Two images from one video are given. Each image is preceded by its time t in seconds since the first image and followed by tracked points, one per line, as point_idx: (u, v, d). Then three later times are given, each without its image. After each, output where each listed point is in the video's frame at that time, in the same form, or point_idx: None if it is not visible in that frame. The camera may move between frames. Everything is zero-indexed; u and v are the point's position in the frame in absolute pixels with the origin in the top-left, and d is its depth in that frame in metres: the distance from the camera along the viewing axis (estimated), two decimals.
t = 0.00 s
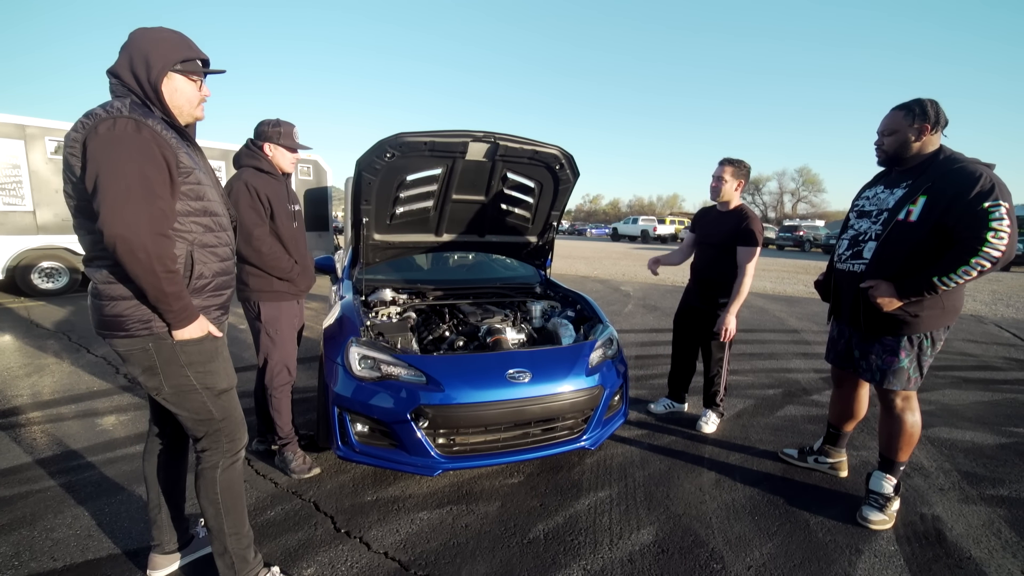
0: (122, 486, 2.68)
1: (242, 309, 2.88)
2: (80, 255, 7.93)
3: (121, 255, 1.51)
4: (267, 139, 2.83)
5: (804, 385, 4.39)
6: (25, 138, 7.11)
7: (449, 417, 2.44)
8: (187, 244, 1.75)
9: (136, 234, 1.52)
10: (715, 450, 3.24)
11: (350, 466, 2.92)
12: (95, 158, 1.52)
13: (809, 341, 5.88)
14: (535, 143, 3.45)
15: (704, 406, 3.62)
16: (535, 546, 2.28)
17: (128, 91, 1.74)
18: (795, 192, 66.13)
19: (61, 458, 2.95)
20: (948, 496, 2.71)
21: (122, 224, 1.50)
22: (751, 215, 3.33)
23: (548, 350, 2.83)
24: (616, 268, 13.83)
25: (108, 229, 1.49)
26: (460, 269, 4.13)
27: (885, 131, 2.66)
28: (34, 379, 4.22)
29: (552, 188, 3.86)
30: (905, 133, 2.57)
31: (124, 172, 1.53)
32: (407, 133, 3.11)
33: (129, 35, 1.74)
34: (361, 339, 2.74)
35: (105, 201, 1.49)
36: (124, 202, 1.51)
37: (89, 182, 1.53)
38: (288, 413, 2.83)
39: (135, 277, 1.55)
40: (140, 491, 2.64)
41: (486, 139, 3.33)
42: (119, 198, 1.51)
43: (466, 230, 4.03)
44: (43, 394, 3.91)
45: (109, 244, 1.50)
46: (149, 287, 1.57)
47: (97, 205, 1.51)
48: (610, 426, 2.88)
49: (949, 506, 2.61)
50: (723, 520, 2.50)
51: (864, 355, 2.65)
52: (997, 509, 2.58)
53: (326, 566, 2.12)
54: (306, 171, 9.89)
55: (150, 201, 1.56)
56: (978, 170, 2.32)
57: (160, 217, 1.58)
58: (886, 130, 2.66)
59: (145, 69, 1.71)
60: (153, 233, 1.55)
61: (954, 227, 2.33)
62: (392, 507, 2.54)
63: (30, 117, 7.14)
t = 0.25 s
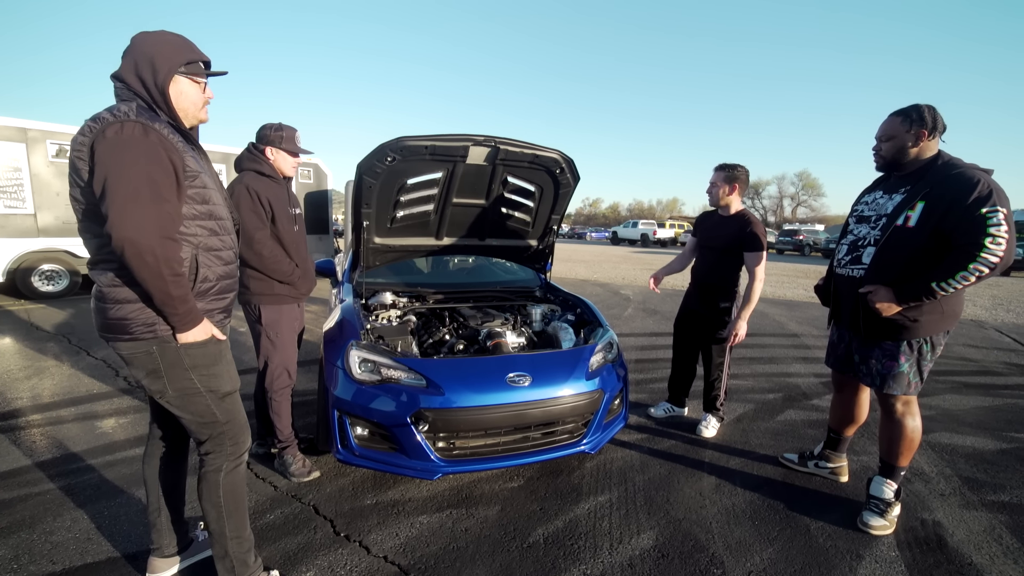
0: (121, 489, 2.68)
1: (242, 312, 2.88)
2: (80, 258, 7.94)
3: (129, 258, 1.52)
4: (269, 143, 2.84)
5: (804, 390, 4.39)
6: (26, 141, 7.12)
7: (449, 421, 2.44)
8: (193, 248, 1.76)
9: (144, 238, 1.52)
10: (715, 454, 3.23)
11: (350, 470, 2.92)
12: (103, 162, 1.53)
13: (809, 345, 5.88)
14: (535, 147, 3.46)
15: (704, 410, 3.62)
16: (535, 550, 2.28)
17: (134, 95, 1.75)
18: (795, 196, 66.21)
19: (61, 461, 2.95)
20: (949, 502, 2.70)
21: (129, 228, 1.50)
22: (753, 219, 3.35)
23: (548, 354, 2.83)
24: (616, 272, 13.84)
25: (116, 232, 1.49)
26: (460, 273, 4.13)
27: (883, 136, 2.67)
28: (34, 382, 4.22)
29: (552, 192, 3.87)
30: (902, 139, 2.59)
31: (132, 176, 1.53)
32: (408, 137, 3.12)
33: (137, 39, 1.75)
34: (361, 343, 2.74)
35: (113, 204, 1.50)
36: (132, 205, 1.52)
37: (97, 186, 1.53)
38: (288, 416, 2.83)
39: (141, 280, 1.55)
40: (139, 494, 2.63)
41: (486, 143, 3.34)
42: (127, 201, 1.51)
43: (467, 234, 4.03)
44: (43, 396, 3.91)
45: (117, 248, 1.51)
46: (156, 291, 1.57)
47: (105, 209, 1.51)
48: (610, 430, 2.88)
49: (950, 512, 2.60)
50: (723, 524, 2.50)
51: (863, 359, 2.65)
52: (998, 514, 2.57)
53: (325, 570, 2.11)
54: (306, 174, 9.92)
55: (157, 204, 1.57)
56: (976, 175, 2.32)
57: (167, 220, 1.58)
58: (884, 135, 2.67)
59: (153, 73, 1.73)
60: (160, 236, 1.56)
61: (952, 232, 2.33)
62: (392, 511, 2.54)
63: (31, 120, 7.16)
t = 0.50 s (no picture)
0: (123, 489, 2.68)
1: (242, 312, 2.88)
2: (81, 258, 7.95)
3: (134, 259, 1.52)
4: (269, 143, 2.84)
5: (804, 389, 4.39)
6: (26, 142, 7.13)
7: (449, 420, 2.44)
8: (197, 249, 1.76)
9: (149, 239, 1.52)
10: (715, 454, 3.23)
11: (351, 470, 2.92)
12: (107, 163, 1.53)
13: (809, 344, 5.87)
14: (535, 146, 3.46)
15: (705, 410, 3.62)
16: (536, 550, 2.28)
17: (137, 96, 1.75)
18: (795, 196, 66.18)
19: (62, 461, 2.95)
20: (950, 501, 2.70)
21: (134, 229, 1.51)
22: (755, 218, 3.35)
23: (549, 353, 2.83)
24: (616, 272, 13.83)
25: (121, 234, 1.49)
26: (460, 273, 4.13)
27: (880, 136, 2.67)
28: (35, 382, 4.22)
29: (552, 192, 3.87)
30: (899, 139, 2.59)
31: (136, 177, 1.54)
32: (408, 137, 3.12)
33: (148, 40, 1.75)
34: (362, 343, 2.74)
35: (118, 205, 1.50)
36: (137, 206, 1.52)
37: (101, 187, 1.54)
38: (289, 416, 2.83)
39: (146, 281, 1.55)
40: (141, 495, 2.64)
41: (486, 143, 3.34)
42: (132, 202, 1.51)
43: (467, 233, 4.03)
44: (44, 397, 3.91)
45: (121, 249, 1.51)
46: (160, 292, 1.57)
47: (109, 210, 1.51)
48: (611, 429, 2.87)
49: (951, 511, 2.60)
50: (724, 524, 2.50)
51: (861, 358, 2.65)
52: (999, 514, 2.57)
53: (327, 569, 2.11)
54: (306, 174, 9.93)
55: (162, 205, 1.57)
56: (973, 175, 2.33)
57: (172, 221, 1.58)
58: (881, 135, 2.67)
59: (167, 74, 1.73)
60: (165, 238, 1.56)
61: (949, 231, 2.34)
62: (393, 511, 2.54)
63: (32, 121, 7.17)
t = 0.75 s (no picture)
0: (123, 489, 2.68)
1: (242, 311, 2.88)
2: (81, 259, 7.95)
3: (140, 258, 1.52)
4: (269, 142, 2.84)
5: (804, 387, 4.39)
6: (25, 142, 7.12)
7: (449, 419, 2.44)
8: (201, 248, 1.76)
9: (156, 238, 1.53)
10: (716, 452, 3.24)
11: (351, 469, 2.92)
12: (113, 162, 1.53)
13: (809, 342, 5.88)
14: (535, 145, 3.46)
15: (705, 408, 3.62)
16: (537, 548, 2.28)
17: (141, 95, 1.75)
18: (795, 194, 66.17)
19: (63, 462, 2.95)
20: (950, 498, 2.70)
21: (140, 228, 1.51)
22: (755, 215, 3.35)
23: (549, 352, 2.83)
24: (616, 270, 13.83)
25: (127, 233, 1.49)
26: (460, 272, 4.13)
27: (876, 135, 2.67)
28: (35, 383, 4.22)
29: (552, 191, 3.87)
30: (895, 137, 2.59)
31: (142, 176, 1.54)
32: (407, 136, 3.12)
33: (150, 39, 1.75)
34: (362, 342, 2.74)
35: (124, 205, 1.50)
36: (143, 206, 1.52)
37: (107, 186, 1.54)
38: (289, 416, 2.84)
39: (152, 281, 1.55)
40: (141, 494, 2.64)
41: (486, 141, 3.34)
42: (138, 202, 1.51)
43: (467, 232, 4.04)
44: (44, 397, 3.91)
45: (128, 248, 1.51)
46: (166, 291, 1.58)
47: (115, 209, 1.51)
48: (611, 428, 2.88)
49: (951, 508, 2.61)
50: (724, 522, 2.50)
51: (859, 355, 2.65)
52: (999, 511, 2.57)
53: (329, 568, 2.12)
54: (306, 174, 9.92)
55: (168, 204, 1.57)
56: (967, 173, 2.34)
57: (178, 221, 1.59)
58: (876, 134, 2.67)
59: (171, 74, 1.73)
60: (171, 237, 1.56)
61: (945, 229, 2.35)
62: (394, 510, 2.54)
63: (31, 121, 7.16)
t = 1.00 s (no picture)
0: (123, 486, 2.68)
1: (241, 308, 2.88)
2: (81, 256, 7.95)
3: (138, 255, 1.51)
4: (269, 139, 2.83)
5: (803, 385, 4.40)
6: (24, 139, 7.10)
7: (448, 417, 2.44)
8: (199, 246, 1.75)
9: (155, 235, 1.52)
10: (715, 450, 3.24)
11: (350, 466, 2.92)
12: (113, 158, 1.53)
13: (809, 341, 5.88)
14: (535, 143, 3.45)
15: (704, 406, 3.62)
16: (536, 545, 2.29)
17: (140, 91, 1.74)
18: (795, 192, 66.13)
19: (62, 458, 2.95)
20: (948, 496, 2.71)
21: (138, 225, 1.50)
22: (752, 212, 3.34)
23: (548, 350, 2.83)
24: (616, 268, 13.83)
25: (126, 230, 1.49)
26: (460, 270, 4.11)
27: (872, 134, 2.67)
28: (34, 380, 4.22)
29: (552, 189, 3.86)
30: (891, 136, 2.58)
31: (142, 173, 1.53)
32: (407, 133, 3.11)
33: (151, 36, 1.74)
34: (361, 339, 2.74)
35: (123, 201, 1.49)
36: (142, 202, 1.51)
37: (106, 182, 1.53)
38: (288, 413, 2.83)
39: (149, 277, 1.55)
40: (140, 491, 2.64)
41: (486, 139, 3.33)
42: (137, 199, 1.51)
43: (466, 230, 4.03)
44: (44, 394, 3.91)
45: (126, 245, 1.51)
46: (163, 288, 1.57)
47: (114, 206, 1.51)
48: (611, 426, 2.88)
49: (949, 506, 2.61)
50: (723, 519, 2.51)
51: (856, 353, 2.65)
52: (997, 509, 2.58)
53: (327, 565, 2.12)
54: (306, 171, 9.91)
55: (167, 201, 1.56)
56: (963, 171, 2.34)
57: (177, 218, 1.58)
58: (873, 133, 2.67)
59: (172, 71, 1.72)
60: (169, 234, 1.56)
61: (941, 227, 2.34)
62: (393, 507, 2.54)
63: (30, 118, 7.14)
